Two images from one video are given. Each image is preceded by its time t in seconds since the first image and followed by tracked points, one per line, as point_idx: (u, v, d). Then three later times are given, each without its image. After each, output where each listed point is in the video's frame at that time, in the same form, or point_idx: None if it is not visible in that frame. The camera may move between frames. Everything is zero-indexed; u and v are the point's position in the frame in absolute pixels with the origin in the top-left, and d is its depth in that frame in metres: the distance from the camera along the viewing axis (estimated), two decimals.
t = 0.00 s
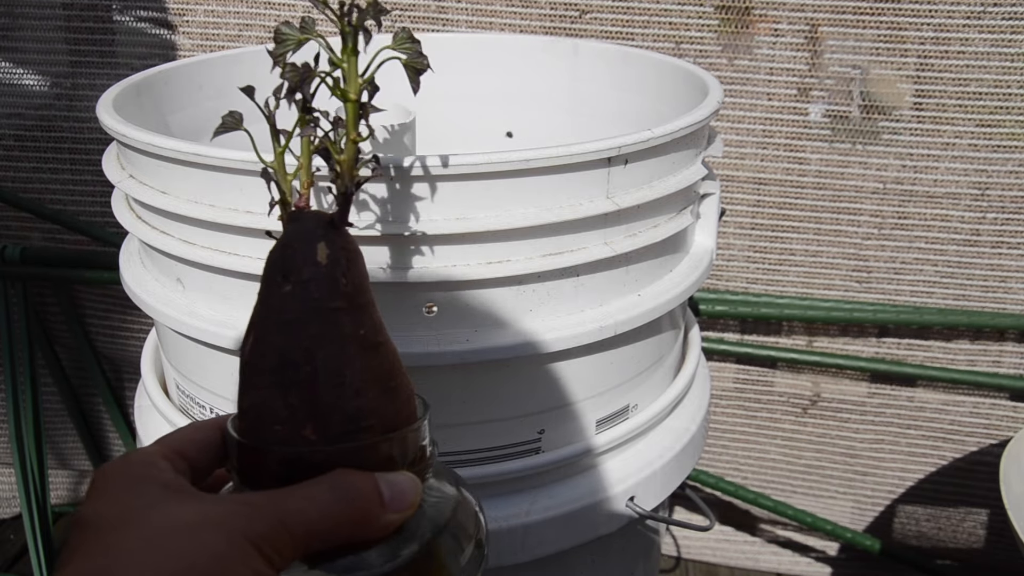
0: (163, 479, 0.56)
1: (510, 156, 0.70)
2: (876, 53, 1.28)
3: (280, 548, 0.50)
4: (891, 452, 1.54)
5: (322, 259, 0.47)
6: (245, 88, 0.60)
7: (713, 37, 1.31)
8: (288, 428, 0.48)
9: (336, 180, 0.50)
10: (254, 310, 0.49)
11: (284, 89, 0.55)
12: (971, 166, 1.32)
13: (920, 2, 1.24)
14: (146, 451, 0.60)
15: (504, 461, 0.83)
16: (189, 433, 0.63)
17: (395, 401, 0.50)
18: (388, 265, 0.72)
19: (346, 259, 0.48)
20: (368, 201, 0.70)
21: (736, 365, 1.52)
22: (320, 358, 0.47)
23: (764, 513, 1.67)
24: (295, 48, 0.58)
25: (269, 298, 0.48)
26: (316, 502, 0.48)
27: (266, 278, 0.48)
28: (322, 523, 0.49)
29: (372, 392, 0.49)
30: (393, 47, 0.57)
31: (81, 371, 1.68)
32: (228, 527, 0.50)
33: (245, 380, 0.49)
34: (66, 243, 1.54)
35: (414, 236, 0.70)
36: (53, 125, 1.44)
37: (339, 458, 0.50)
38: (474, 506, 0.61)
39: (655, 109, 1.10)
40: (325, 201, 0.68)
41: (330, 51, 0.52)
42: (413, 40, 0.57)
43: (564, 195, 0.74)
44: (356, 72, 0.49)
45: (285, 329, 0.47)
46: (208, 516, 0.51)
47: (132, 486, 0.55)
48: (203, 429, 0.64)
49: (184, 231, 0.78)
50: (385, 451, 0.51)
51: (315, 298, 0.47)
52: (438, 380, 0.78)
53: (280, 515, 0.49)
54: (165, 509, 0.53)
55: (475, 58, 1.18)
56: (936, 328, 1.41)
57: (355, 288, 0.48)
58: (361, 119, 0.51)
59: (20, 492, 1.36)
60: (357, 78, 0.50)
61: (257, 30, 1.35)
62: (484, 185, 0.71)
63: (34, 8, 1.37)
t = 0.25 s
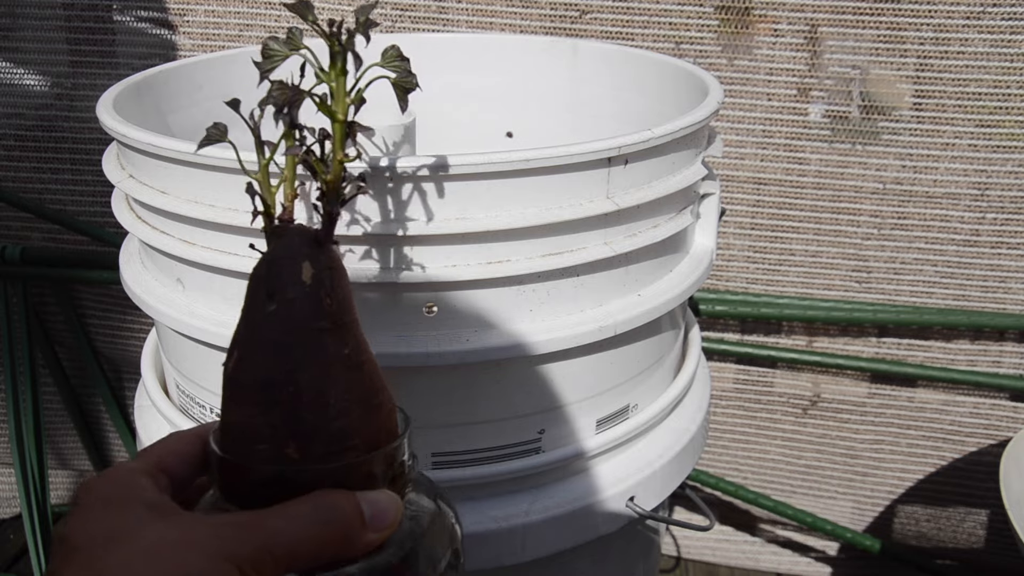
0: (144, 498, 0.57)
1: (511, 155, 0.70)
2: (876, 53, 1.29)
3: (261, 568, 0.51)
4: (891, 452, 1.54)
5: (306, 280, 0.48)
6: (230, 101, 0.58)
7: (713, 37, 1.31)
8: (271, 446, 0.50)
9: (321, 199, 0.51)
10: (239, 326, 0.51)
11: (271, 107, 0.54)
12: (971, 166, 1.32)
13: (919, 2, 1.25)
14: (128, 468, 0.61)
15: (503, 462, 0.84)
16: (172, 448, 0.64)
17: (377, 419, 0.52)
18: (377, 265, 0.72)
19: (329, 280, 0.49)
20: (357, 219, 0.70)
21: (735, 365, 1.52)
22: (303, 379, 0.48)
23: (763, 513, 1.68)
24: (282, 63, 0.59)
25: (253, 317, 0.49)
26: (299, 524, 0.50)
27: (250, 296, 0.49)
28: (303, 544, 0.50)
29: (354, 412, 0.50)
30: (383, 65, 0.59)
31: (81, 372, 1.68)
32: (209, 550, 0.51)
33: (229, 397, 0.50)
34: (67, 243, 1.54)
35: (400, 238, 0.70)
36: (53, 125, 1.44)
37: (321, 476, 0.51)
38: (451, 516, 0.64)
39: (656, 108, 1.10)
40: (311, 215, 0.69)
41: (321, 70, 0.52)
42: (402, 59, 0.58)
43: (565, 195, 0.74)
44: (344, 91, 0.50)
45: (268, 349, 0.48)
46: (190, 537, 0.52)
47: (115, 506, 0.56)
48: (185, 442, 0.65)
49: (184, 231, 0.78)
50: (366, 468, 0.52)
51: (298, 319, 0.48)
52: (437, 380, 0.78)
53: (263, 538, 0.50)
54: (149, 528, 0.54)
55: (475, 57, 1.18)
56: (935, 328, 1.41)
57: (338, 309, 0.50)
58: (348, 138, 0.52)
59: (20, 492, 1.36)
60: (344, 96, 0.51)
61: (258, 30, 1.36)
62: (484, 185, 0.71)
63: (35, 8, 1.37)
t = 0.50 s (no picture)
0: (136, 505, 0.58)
1: (511, 155, 0.70)
2: (875, 53, 1.29)
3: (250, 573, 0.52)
4: (891, 453, 1.54)
5: (295, 290, 0.48)
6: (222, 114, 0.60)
7: (712, 37, 1.31)
8: (260, 453, 0.50)
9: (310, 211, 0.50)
10: (229, 334, 0.51)
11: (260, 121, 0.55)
12: (970, 166, 1.33)
13: (918, 3, 1.25)
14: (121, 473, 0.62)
15: (502, 462, 0.84)
16: (164, 453, 0.65)
17: (364, 426, 0.52)
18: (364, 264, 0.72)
19: (318, 289, 0.49)
20: (344, 221, 0.71)
21: (736, 365, 1.52)
22: (291, 387, 0.49)
23: (763, 513, 1.68)
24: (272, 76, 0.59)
25: (242, 326, 0.49)
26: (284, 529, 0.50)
27: (240, 306, 0.49)
28: (290, 549, 0.50)
29: (342, 420, 0.50)
30: (370, 79, 0.59)
31: (81, 371, 1.68)
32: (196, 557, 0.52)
33: (218, 405, 0.50)
34: (67, 243, 1.55)
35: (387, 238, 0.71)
36: (53, 125, 1.44)
37: (309, 483, 0.51)
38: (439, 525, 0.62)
39: (656, 108, 1.10)
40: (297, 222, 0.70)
41: (309, 83, 0.53)
42: (390, 73, 0.59)
43: (565, 195, 0.74)
44: (332, 104, 0.50)
45: (257, 359, 0.48)
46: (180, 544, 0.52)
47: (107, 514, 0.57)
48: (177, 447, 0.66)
49: (184, 231, 0.78)
50: (355, 475, 0.52)
51: (287, 328, 0.48)
52: (436, 380, 0.78)
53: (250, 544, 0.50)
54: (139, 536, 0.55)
55: (475, 57, 1.18)
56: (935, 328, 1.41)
57: (327, 318, 0.50)
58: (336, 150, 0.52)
59: (20, 492, 1.36)
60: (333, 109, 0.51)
61: (258, 30, 1.36)
62: (484, 185, 0.71)
63: (35, 8, 1.37)
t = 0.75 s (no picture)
0: (138, 507, 0.58)
1: (511, 156, 0.70)
2: (874, 54, 1.29)
3: None
4: (891, 453, 1.54)
5: (301, 299, 0.49)
6: (235, 126, 0.60)
7: (712, 38, 1.31)
8: (262, 460, 0.50)
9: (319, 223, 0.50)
10: (235, 341, 0.51)
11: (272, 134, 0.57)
12: (969, 167, 1.33)
13: (918, 4, 1.25)
14: (122, 477, 0.62)
15: (503, 462, 0.84)
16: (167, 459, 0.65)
17: (367, 437, 0.52)
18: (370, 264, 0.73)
19: (326, 300, 0.50)
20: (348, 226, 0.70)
21: (735, 365, 1.52)
22: (294, 395, 0.49)
23: (763, 513, 1.68)
24: (285, 90, 0.60)
25: (249, 334, 0.49)
26: (283, 537, 0.50)
27: (247, 314, 0.50)
28: (288, 556, 0.50)
29: (345, 430, 0.50)
30: (381, 95, 0.60)
31: (81, 371, 1.68)
32: (195, 560, 0.52)
33: (223, 411, 0.51)
34: (67, 243, 1.55)
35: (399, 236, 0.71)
36: (54, 125, 1.44)
37: (310, 493, 0.51)
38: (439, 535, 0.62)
39: (656, 109, 1.10)
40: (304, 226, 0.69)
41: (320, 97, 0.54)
42: (400, 89, 0.60)
43: (565, 195, 0.74)
44: (342, 118, 0.52)
45: (262, 366, 0.49)
46: (179, 547, 0.52)
47: (109, 514, 0.57)
48: (180, 452, 0.66)
49: (184, 231, 0.78)
50: (357, 486, 0.52)
51: (292, 337, 0.48)
52: (436, 381, 0.78)
53: (248, 548, 0.50)
54: (139, 538, 0.55)
55: (475, 58, 1.18)
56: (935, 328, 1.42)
57: (333, 328, 0.50)
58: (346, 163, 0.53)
59: (20, 492, 1.36)
60: (343, 124, 0.52)
61: (260, 31, 1.36)
62: (484, 185, 0.71)
63: (36, 9, 1.37)
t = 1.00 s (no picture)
0: (146, 514, 0.58)
1: (511, 155, 0.70)
2: (873, 55, 1.29)
3: None
4: (890, 453, 1.55)
5: (314, 308, 0.49)
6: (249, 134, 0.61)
7: (712, 39, 1.31)
8: (271, 469, 0.51)
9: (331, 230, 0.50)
10: (246, 349, 0.51)
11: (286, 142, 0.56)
12: (966, 168, 1.33)
13: (917, 5, 1.25)
14: (129, 483, 0.62)
15: (504, 462, 0.84)
16: (174, 466, 0.66)
17: (378, 447, 0.52)
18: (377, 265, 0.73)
19: (337, 309, 0.50)
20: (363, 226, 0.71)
21: (735, 366, 1.52)
22: (306, 405, 0.49)
23: (763, 513, 1.68)
24: (300, 98, 0.59)
25: (260, 342, 0.50)
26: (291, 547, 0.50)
27: (259, 322, 0.50)
28: (296, 566, 0.50)
29: (355, 440, 0.50)
30: (397, 104, 0.60)
31: (81, 372, 1.68)
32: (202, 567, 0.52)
33: (234, 419, 0.51)
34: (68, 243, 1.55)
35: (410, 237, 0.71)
36: (55, 126, 1.44)
37: (319, 502, 0.52)
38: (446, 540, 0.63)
39: (656, 109, 1.11)
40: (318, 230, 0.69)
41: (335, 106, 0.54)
42: (416, 98, 0.59)
43: (564, 195, 0.74)
44: (356, 128, 0.51)
45: (273, 375, 0.49)
46: (187, 555, 0.53)
47: (116, 520, 0.57)
48: (188, 461, 0.67)
49: (184, 230, 0.79)
50: (366, 495, 0.52)
51: (304, 347, 0.49)
52: (436, 381, 0.78)
53: (255, 558, 0.50)
54: (146, 545, 0.55)
55: (476, 58, 1.18)
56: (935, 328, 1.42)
57: (345, 337, 0.50)
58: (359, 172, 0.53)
59: (20, 492, 1.36)
60: (358, 133, 0.52)
61: (263, 31, 1.36)
62: (484, 185, 0.71)
63: (38, 10, 1.37)
